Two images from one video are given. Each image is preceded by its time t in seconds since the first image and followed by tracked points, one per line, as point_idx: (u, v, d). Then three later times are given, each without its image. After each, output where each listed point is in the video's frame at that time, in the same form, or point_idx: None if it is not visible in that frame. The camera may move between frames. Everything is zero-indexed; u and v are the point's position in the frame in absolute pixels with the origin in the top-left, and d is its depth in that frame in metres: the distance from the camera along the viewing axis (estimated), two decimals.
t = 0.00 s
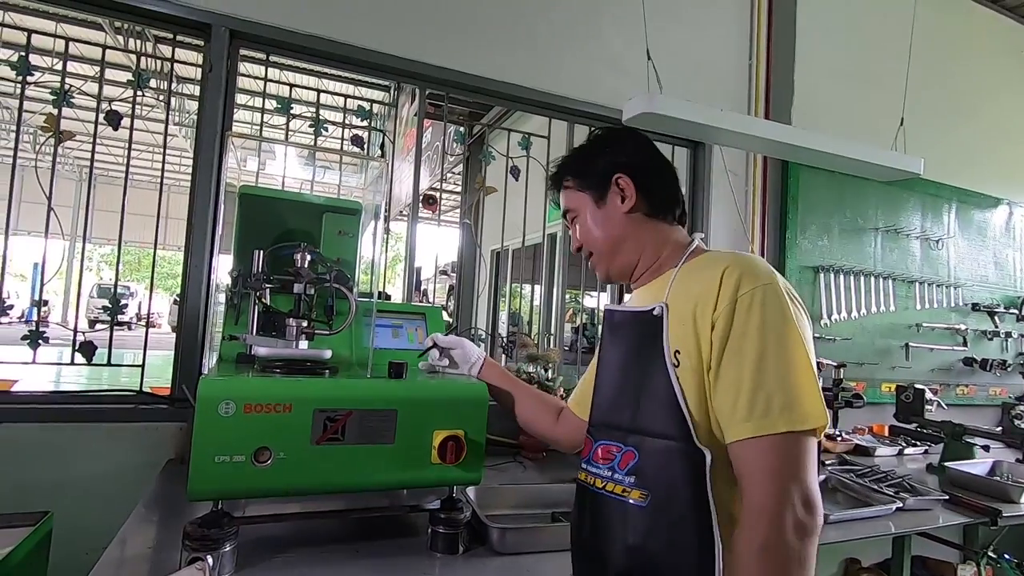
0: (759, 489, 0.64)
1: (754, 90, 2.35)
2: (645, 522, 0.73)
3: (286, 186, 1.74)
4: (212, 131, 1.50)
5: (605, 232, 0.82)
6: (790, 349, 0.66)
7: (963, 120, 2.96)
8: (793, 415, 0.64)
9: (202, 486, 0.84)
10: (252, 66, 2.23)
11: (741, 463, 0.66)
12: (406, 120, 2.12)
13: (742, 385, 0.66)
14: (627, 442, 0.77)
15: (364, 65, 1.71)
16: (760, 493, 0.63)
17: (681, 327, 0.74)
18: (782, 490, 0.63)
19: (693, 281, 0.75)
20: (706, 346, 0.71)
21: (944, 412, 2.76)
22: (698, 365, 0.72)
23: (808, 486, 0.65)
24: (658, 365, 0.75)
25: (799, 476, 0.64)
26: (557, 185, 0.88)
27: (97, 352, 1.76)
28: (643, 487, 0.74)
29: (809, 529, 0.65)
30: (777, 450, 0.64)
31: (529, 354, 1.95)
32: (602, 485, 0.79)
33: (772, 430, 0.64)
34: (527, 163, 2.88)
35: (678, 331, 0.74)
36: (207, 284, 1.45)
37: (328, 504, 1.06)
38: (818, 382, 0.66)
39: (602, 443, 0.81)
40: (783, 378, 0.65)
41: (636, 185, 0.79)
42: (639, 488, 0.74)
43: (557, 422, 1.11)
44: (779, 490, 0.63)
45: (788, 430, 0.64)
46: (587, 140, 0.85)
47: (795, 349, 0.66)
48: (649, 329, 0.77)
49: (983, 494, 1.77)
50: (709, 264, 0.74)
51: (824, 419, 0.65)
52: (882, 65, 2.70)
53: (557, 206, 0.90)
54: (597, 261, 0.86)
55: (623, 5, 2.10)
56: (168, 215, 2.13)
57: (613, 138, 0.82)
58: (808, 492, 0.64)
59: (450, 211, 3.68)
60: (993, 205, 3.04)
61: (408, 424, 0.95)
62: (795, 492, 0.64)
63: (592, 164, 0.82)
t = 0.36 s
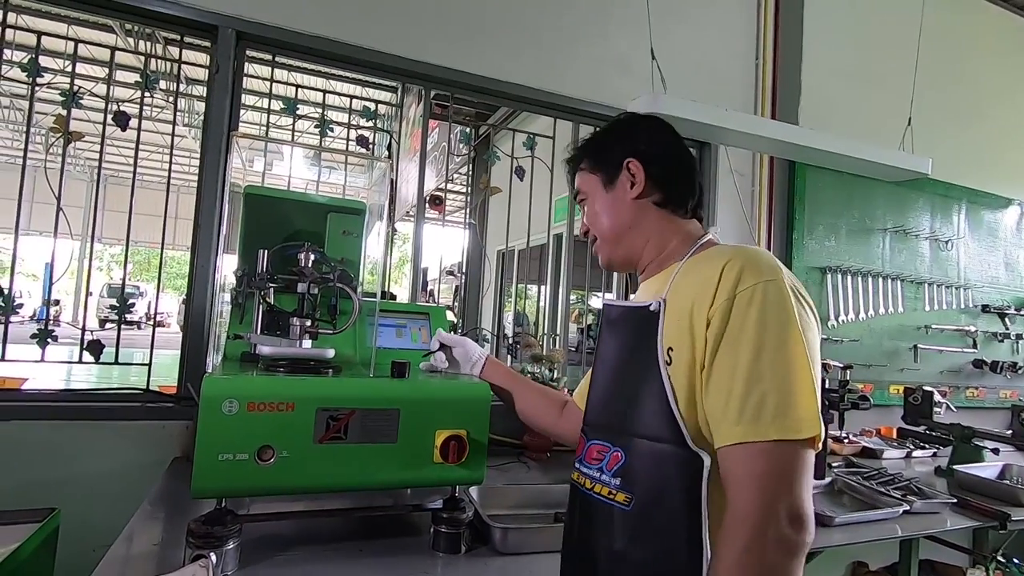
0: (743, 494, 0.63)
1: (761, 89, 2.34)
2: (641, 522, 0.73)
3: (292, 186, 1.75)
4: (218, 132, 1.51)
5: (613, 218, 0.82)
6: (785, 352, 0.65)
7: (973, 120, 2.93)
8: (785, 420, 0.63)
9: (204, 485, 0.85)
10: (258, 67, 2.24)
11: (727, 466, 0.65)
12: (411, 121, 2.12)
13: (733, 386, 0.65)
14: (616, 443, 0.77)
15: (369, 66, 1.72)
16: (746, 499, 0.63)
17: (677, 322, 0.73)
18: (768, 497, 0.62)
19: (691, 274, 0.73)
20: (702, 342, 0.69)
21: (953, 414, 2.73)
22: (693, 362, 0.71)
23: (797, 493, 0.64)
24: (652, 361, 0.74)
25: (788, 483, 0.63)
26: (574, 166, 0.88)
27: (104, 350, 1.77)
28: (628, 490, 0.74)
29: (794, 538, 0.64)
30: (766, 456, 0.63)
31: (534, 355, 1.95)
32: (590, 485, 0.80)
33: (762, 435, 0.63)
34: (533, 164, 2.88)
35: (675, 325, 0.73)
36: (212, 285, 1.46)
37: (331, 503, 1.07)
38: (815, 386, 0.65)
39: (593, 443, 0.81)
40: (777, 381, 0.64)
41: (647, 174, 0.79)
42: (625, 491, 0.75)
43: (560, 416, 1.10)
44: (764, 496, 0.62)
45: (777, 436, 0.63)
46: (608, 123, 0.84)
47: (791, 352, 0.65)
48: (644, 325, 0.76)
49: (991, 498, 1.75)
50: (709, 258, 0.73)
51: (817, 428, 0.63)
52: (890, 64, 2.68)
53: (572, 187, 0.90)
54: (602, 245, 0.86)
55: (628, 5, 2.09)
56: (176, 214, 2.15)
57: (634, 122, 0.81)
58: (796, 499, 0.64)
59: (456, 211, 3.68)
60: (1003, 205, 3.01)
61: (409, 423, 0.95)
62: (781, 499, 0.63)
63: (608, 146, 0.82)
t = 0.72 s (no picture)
0: (728, 548, 0.59)
1: (764, 89, 2.33)
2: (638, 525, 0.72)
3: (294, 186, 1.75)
4: (220, 134, 1.52)
5: (653, 196, 0.78)
6: (804, 400, 0.59)
7: (979, 119, 2.91)
8: (786, 480, 0.58)
9: (203, 485, 0.85)
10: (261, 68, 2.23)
11: (719, 513, 0.61)
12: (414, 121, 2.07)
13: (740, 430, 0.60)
14: (617, 457, 0.76)
15: (371, 66, 1.72)
16: (729, 557, 0.59)
17: (693, 342, 0.68)
18: (755, 558, 0.58)
19: (713, 294, 0.68)
20: (715, 373, 0.64)
21: (959, 415, 2.71)
22: (704, 390, 0.66)
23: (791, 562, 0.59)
24: (659, 372, 0.72)
25: (781, 549, 0.58)
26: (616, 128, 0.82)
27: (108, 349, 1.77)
28: (627, 508, 0.73)
29: None
30: (760, 514, 0.58)
31: (536, 354, 1.95)
32: (588, 497, 0.79)
33: (758, 493, 0.58)
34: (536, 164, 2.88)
35: (690, 345, 0.68)
36: (214, 285, 1.46)
37: (332, 502, 1.07)
38: (829, 446, 0.59)
39: (592, 454, 0.80)
40: (789, 432, 0.58)
41: (697, 158, 0.74)
42: (624, 509, 0.74)
43: (563, 392, 1.09)
44: (750, 555, 0.58)
45: (779, 493, 0.58)
46: (662, 90, 0.77)
47: (812, 402, 0.59)
48: (655, 329, 0.74)
49: (996, 500, 1.74)
50: (735, 280, 0.67)
51: (824, 491, 0.58)
52: (895, 63, 2.66)
53: (608, 150, 0.84)
54: (629, 223, 0.82)
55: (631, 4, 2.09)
56: (180, 214, 2.15)
57: (694, 96, 0.75)
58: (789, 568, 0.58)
59: (459, 210, 3.69)
60: (1010, 205, 2.99)
61: (409, 424, 0.95)
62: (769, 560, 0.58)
63: (660, 117, 0.76)
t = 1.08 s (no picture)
0: (793, 557, 0.60)
1: (766, 86, 2.32)
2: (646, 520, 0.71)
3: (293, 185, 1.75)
4: (219, 133, 1.52)
5: (702, 173, 0.74)
6: (849, 399, 0.60)
7: (981, 117, 2.90)
8: (846, 482, 0.59)
9: (203, 483, 0.85)
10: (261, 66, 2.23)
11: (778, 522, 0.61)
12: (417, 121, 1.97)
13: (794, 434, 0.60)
14: (620, 461, 0.75)
15: (370, 64, 1.72)
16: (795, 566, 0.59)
17: (720, 344, 0.68)
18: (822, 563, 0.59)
19: (736, 294, 0.68)
20: (752, 375, 0.64)
21: (961, 414, 2.71)
22: (739, 393, 0.66)
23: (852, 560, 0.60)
24: (671, 372, 0.71)
25: (842, 548, 0.59)
26: (669, 90, 0.76)
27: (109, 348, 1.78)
28: (631, 518, 0.72)
29: None
30: (819, 517, 0.59)
31: (536, 353, 1.95)
32: (586, 505, 0.78)
33: (820, 497, 0.58)
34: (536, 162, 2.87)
35: (715, 347, 0.68)
36: (213, 284, 1.47)
37: (332, 501, 1.07)
38: (876, 440, 0.61)
39: (592, 459, 0.79)
40: (842, 432, 0.59)
41: (744, 157, 0.77)
42: (628, 519, 0.72)
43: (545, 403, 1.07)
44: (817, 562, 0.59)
45: (841, 494, 0.59)
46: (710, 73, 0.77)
47: (856, 399, 0.60)
48: (666, 329, 0.74)
49: (998, 499, 1.74)
50: (759, 279, 0.67)
51: (880, 485, 0.60)
52: (897, 60, 2.65)
53: (650, 109, 0.76)
54: (665, 192, 0.74)
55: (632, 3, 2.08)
56: (180, 213, 2.15)
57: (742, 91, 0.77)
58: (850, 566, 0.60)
59: (460, 209, 3.68)
60: (1012, 203, 2.98)
61: (409, 423, 0.95)
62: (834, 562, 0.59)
63: (722, 98, 0.74)
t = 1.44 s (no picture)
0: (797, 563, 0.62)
1: (767, 85, 2.31)
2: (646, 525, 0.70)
3: (293, 183, 1.75)
4: (220, 130, 1.52)
5: (705, 178, 0.75)
6: (841, 405, 0.61)
7: (982, 115, 2.90)
8: (846, 487, 0.60)
9: (204, 482, 0.85)
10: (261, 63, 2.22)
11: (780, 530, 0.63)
12: (417, 117, 1.97)
13: (789, 444, 0.61)
14: (620, 472, 0.74)
15: (371, 62, 1.71)
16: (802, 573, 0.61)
17: (709, 352, 0.69)
18: (823, 567, 0.61)
19: (722, 302, 0.69)
20: (743, 383, 0.65)
21: (961, 412, 2.71)
22: (729, 401, 0.68)
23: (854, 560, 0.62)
24: (665, 373, 0.71)
25: (843, 550, 0.61)
26: (679, 89, 0.75)
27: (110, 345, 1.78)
28: (637, 529, 0.72)
29: None
30: (821, 521, 0.61)
31: (536, 351, 1.95)
32: (588, 518, 0.77)
33: (821, 504, 0.60)
34: (537, 160, 2.87)
35: (704, 355, 0.69)
36: (214, 281, 1.47)
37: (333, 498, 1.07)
38: (870, 442, 0.62)
39: (589, 470, 0.78)
40: (837, 439, 0.61)
41: (736, 167, 0.81)
42: (633, 530, 0.72)
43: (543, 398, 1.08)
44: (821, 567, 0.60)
45: (840, 500, 0.60)
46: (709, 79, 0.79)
47: (847, 404, 0.62)
48: (656, 330, 0.74)
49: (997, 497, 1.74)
50: (745, 287, 0.68)
51: (880, 488, 0.61)
52: (899, 59, 2.65)
53: (659, 106, 0.75)
54: (674, 194, 0.73)
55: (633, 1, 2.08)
56: (181, 210, 2.15)
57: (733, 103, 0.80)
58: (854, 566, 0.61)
59: (460, 207, 3.68)
60: (1013, 202, 2.98)
61: (409, 420, 0.95)
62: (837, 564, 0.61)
63: (724, 107, 0.76)
